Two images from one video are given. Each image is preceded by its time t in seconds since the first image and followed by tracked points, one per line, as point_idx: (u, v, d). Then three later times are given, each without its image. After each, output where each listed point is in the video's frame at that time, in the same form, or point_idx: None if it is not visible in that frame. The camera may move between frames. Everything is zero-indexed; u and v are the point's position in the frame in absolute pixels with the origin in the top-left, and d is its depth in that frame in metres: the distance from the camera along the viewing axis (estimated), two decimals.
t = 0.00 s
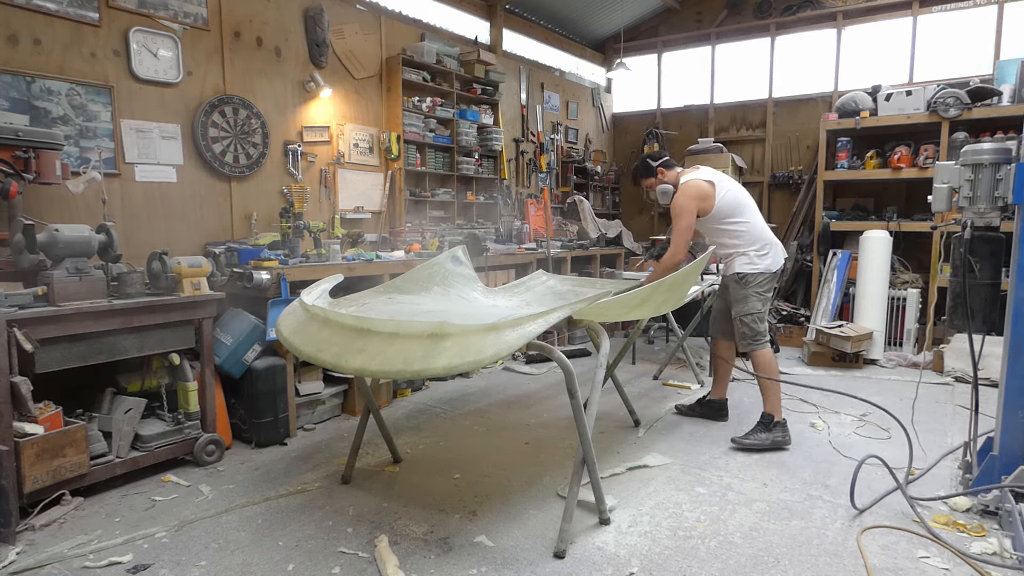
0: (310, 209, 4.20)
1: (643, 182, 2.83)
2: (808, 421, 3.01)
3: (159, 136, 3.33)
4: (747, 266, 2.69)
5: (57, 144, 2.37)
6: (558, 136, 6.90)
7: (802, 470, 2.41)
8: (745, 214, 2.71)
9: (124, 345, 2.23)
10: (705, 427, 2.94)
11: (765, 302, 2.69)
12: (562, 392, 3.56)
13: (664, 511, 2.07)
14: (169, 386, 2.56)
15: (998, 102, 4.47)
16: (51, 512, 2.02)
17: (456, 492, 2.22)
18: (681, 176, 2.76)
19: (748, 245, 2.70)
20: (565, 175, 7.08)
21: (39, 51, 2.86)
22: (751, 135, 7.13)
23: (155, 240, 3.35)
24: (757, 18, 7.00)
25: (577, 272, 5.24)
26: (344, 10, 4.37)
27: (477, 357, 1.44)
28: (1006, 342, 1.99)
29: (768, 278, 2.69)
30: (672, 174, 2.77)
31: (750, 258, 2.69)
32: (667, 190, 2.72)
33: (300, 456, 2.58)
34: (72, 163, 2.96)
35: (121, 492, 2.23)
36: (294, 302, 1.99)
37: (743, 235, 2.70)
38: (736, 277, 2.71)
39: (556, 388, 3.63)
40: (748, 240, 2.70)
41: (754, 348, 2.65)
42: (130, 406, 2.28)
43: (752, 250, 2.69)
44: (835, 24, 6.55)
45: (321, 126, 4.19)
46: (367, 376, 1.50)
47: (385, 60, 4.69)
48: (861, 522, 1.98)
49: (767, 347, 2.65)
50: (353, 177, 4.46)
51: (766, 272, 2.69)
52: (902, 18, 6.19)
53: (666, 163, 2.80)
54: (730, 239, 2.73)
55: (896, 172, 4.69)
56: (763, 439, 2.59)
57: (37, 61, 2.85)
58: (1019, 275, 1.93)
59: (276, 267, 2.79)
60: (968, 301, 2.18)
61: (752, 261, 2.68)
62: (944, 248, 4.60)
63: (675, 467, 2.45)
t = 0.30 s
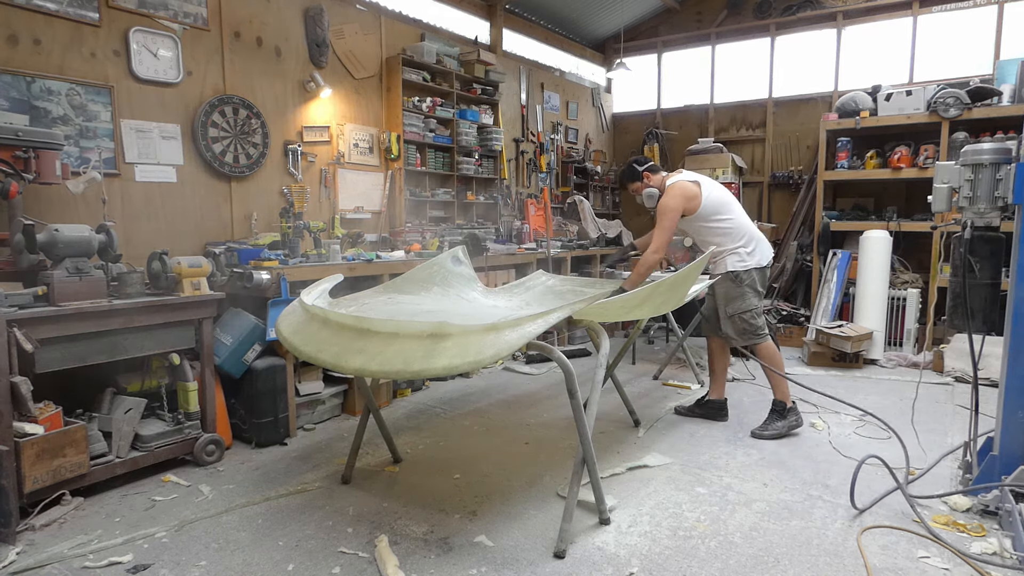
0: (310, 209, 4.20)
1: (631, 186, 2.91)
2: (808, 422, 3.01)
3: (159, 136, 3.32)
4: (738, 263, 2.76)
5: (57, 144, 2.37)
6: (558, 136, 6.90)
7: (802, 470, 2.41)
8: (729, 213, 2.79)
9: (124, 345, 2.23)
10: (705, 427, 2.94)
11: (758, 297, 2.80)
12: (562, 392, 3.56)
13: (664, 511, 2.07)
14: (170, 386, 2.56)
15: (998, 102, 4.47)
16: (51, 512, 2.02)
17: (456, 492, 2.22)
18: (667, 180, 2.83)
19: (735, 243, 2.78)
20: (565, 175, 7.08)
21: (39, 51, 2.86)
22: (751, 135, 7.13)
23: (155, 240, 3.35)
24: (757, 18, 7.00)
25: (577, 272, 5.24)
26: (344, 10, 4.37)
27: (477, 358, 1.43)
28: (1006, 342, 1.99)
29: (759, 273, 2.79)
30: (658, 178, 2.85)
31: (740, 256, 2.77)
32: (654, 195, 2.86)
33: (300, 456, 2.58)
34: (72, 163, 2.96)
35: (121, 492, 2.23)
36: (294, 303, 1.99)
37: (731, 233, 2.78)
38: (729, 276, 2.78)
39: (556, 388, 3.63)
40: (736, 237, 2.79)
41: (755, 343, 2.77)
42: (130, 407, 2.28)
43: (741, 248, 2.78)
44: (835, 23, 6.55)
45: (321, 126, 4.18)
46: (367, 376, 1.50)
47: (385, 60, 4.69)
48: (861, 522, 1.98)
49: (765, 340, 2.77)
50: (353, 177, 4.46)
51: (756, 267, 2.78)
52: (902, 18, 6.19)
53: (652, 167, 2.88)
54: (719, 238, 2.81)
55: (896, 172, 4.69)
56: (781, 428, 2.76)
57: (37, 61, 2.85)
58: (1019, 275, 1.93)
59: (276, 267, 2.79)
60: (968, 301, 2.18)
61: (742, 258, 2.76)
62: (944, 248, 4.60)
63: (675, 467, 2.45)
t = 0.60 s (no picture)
0: (310, 209, 4.20)
1: (620, 186, 2.98)
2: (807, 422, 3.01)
3: (159, 137, 3.32)
4: (735, 259, 2.80)
5: (57, 144, 2.37)
6: (558, 136, 6.91)
7: (802, 470, 2.41)
8: (718, 211, 2.86)
9: (124, 345, 2.23)
10: (705, 427, 2.94)
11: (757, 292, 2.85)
12: (562, 392, 3.56)
13: (664, 511, 2.07)
14: (169, 386, 2.55)
15: (998, 102, 4.47)
16: (51, 512, 2.02)
17: (456, 491, 2.22)
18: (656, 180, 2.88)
19: (729, 240, 2.83)
20: (565, 175, 7.08)
21: (39, 51, 2.86)
22: (751, 135, 7.12)
23: (155, 240, 3.35)
24: (757, 18, 7.00)
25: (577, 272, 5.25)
26: (344, 10, 4.37)
27: (477, 357, 1.44)
28: (1006, 342, 1.99)
29: (754, 267, 2.85)
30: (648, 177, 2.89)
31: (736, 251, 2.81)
32: (644, 194, 2.91)
33: (300, 456, 2.58)
34: (72, 164, 2.96)
35: (121, 492, 2.23)
36: (294, 303, 1.99)
37: (723, 230, 2.85)
38: (729, 272, 2.81)
39: (556, 388, 3.63)
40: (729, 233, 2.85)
41: (759, 336, 2.80)
42: (130, 407, 2.28)
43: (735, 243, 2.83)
44: (834, 23, 6.55)
45: (321, 126, 4.19)
46: (367, 376, 1.50)
47: (385, 60, 4.69)
48: (861, 522, 1.98)
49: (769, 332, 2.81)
50: (353, 177, 4.46)
51: (752, 261, 2.84)
52: (902, 18, 6.19)
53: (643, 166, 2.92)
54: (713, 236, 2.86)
55: (896, 172, 4.69)
56: (797, 419, 2.80)
57: (37, 61, 2.85)
58: (1019, 275, 1.93)
59: (276, 267, 2.79)
60: (968, 301, 2.18)
61: (738, 253, 2.81)
62: (943, 248, 4.60)
63: (675, 467, 2.45)
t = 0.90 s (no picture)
0: (310, 209, 4.20)
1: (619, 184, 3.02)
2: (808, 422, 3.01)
3: (159, 137, 3.32)
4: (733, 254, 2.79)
5: (57, 144, 2.37)
6: (558, 136, 6.90)
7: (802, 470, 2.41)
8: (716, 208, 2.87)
9: (124, 345, 2.23)
10: (705, 427, 2.94)
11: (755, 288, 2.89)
12: (562, 392, 3.56)
13: (664, 511, 2.07)
14: (170, 386, 2.55)
15: (998, 102, 4.46)
16: (51, 512, 2.02)
17: (456, 492, 2.22)
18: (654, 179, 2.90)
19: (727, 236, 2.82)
20: (565, 175, 7.08)
21: (40, 51, 2.86)
22: (751, 135, 7.12)
23: (155, 240, 3.35)
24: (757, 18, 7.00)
25: (577, 272, 5.25)
26: (344, 10, 4.37)
27: (482, 357, 1.44)
28: (1006, 342, 1.99)
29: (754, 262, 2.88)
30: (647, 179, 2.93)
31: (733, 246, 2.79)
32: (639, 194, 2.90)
33: (300, 456, 2.58)
34: (72, 164, 2.96)
35: (121, 492, 2.23)
36: (294, 302, 1.98)
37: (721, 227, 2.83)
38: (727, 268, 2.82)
39: (556, 388, 3.63)
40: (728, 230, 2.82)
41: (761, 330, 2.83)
42: (130, 406, 2.28)
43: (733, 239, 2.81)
44: (835, 24, 6.55)
45: (321, 126, 4.19)
46: (370, 376, 1.51)
47: (385, 60, 4.69)
48: (861, 522, 1.98)
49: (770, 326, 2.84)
50: (353, 177, 4.46)
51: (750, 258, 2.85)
52: (902, 19, 6.19)
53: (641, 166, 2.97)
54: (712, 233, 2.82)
55: (896, 172, 4.68)
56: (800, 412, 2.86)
57: (37, 61, 2.85)
58: (1019, 275, 1.93)
59: (276, 267, 2.79)
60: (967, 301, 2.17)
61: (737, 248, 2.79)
62: (944, 249, 4.60)
63: (675, 467, 2.45)
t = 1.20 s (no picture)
0: (310, 209, 4.20)
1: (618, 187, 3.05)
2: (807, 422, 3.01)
3: (159, 137, 3.32)
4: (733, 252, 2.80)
5: (57, 144, 2.37)
6: (558, 136, 6.90)
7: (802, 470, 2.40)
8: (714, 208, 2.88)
9: (124, 345, 2.23)
10: (705, 427, 2.94)
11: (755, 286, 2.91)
12: (562, 392, 3.56)
13: (665, 511, 2.07)
14: (170, 386, 2.55)
15: (998, 102, 4.47)
16: (51, 512, 2.02)
17: (456, 492, 2.22)
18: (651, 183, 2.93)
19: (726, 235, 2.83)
20: (565, 175, 7.08)
21: (40, 51, 2.86)
22: (751, 135, 7.12)
23: (155, 240, 3.35)
24: (757, 18, 7.00)
25: (577, 272, 5.25)
26: (344, 10, 4.37)
27: (482, 358, 1.44)
28: (1006, 342, 1.99)
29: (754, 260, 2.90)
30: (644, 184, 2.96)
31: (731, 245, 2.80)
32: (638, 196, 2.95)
33: (300, 456, 2.58)
34: (72, 164, 2.97)
35: (121, 492, 2.23)
36: (294, 302, 1.98)
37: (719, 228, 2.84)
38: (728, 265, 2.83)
39: (556, 388, 3.63)
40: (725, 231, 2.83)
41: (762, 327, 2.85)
42: (130, 406, 2.28)
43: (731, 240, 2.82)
44: (835, 24, 6.55)
45: (321, 126, 4.19)
46: (370, 376, 1.51)
47: (385, 60, 4.68)
48: (861, 522, 1.98)
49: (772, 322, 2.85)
50: (353, 177, 4.46)
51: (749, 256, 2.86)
52: (902, 19, 6.19)
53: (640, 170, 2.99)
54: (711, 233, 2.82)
55: (896, 172, 4.68)
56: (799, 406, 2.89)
57: (37, 61, 2.85)
58: (1019, 275, 1.93)
59: (276, 267, 2.79)
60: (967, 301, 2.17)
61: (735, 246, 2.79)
62: (944, 249, 4.60)
63: (675, 467, 2.45)
